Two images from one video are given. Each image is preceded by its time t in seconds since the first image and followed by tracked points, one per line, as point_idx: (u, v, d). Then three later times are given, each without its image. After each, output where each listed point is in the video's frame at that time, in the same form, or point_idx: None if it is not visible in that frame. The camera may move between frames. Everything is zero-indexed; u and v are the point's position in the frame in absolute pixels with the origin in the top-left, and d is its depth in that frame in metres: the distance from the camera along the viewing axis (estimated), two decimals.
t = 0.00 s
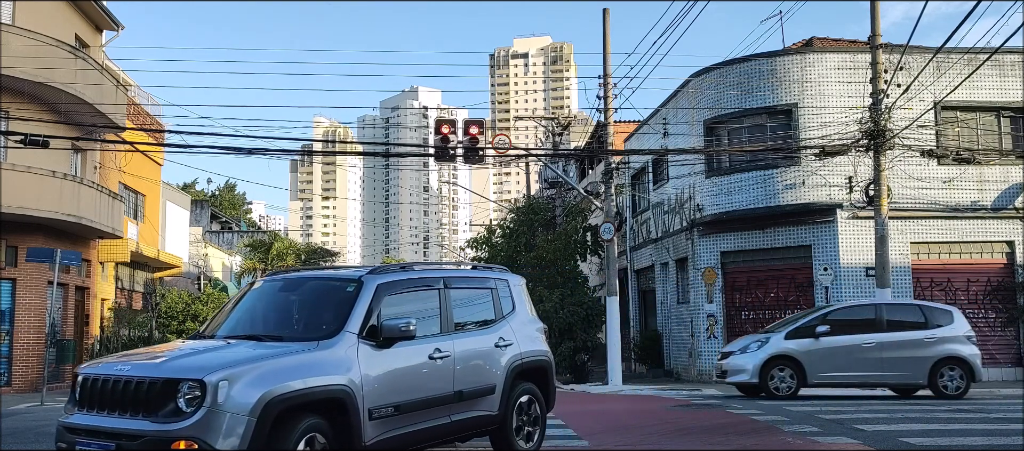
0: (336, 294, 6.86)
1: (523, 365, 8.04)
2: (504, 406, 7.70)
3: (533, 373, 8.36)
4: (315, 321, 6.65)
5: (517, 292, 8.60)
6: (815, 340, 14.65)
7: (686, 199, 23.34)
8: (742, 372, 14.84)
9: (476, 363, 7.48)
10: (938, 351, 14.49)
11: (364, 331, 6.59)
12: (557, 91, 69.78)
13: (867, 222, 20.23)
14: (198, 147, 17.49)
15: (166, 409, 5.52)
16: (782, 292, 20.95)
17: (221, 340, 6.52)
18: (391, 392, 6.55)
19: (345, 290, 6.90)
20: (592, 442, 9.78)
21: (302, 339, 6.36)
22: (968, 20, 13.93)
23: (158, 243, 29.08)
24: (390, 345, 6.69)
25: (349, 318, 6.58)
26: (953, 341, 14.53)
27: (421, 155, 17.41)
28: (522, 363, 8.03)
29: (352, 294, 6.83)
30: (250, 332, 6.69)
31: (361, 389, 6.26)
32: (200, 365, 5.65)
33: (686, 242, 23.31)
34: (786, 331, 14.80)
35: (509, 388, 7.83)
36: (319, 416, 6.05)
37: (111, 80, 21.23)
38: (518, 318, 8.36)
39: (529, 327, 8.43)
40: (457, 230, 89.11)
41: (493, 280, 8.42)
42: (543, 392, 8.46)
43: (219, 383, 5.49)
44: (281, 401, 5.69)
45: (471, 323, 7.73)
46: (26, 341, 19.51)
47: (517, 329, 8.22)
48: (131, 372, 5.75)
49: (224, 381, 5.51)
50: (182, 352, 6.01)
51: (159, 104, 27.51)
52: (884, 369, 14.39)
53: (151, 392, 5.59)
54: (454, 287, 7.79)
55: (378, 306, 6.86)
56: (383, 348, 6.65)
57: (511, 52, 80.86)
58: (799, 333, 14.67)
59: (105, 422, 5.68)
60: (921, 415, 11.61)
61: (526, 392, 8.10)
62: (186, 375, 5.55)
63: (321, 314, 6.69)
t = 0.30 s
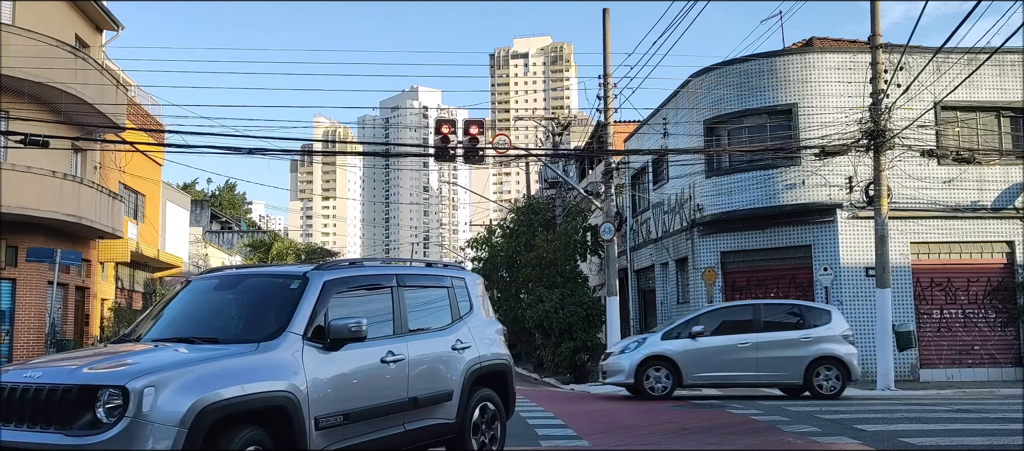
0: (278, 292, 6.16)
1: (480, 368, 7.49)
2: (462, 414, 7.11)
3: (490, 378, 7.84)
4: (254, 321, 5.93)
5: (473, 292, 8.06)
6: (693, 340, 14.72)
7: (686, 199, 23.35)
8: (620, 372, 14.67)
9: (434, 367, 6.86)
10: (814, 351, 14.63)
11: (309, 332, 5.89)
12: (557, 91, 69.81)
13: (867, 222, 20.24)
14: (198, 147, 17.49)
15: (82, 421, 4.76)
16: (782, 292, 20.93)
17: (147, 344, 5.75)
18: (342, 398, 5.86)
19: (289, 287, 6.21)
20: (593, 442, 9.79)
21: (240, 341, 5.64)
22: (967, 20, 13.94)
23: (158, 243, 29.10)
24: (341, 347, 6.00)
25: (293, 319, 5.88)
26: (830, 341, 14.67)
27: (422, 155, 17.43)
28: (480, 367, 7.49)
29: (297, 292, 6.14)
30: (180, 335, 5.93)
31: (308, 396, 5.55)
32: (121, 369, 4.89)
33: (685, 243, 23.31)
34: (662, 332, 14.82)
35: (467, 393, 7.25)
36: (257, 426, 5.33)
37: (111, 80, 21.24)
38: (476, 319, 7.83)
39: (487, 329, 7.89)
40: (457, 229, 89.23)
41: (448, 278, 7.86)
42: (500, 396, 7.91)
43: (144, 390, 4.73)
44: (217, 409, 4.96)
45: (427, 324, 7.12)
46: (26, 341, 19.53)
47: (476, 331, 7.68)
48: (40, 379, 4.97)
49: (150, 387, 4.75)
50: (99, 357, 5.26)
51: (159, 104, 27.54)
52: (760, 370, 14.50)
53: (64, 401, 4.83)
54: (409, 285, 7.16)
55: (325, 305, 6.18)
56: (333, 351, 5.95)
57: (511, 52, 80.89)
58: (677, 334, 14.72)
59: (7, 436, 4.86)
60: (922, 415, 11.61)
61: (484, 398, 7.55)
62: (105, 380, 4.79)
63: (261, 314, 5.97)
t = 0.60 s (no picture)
0: (218, 291, 5.54)
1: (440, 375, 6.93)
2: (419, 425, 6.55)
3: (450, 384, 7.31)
4: (190, 325, 5.31)
5: (432, 291, 7.49)
6: (564, 340, 14.91)
7: (686, 199, 23.34)
8: (491, 373, 14.77)
9: (391, 374, 6.28)
10: (684, 352, 14.81)
11: (256, 337, 5.29)
12: (557, 91, 69.80)
13: (867, 222, 20.24)
14: (198, 148, 17.49)
15: None
16: (782, 292, 20.93)
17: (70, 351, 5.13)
18: (290, 408, 5.26)
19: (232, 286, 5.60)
20: (593, 442, 9.79)
21: (176, 347, 5.02)
22: (968, 20, 13.94)
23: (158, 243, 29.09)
24: (291, 353, 5.40)
25: (235, 322, 5.27)
26: (702, 341, 14.88)
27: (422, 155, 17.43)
28: (440, 373, 6.93)
29: (240, 291, 5.53)
30: (108, 341, 5.31)
31: (253, 408, 4.95)
32: (42, 381, 4.33)
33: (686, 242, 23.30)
34: (534, 333, 14.96)
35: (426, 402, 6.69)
36: (200, 444, 4.73)
37: (111, 80, 21.25)
38: (434, 321, 7.26)
39: (446, 331, 7.34)
40: (457, 229, 89.27)
41: (406, 277, 7.26)
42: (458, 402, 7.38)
43: (63, 404, 4.17)
44: (149, 426, 4.36)
45: (385, 327, 6.53)
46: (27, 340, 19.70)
47: (435, 334, 7.12)
48: None
49: (70, 401, 4.19)
50: (23, 365, 4.71)
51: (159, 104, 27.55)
52: (629, 371, 14.68)
53: None
54: (364, 285, 6.56)
55: (273, 307, 5.58)
56: (281, 357, 5.34)
57: (511, 52, 80.89)
58: (548, 336, 14.90)
59: None
60: (921, 415, 11.61)
61: (444, 407, 7.01)
62: (22, 394, 4.23)
63: (199, 316, 5.37)
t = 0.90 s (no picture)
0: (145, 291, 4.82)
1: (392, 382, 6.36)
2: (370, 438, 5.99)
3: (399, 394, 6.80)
4: (112, 330, 4.57)
5: (382, 289, 6.90)
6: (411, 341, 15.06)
7: (686, 199, 23.34)
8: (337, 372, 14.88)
9: (342, 382, 5.69)
10: (533, 353, 15.13)
11: (191, 343, 4.61)
12: (557, 91, 69.82)
13: (867, 222, 20.24)
14: (198, 147, 17.49)
15: None
16: (782, 292, 20.94)
17: None
18: (231, 422, 4.64)
19: (162, 284, 4.88)
20: (593, 442, 9.79)
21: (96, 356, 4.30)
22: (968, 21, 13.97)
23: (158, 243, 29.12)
24: (232, 361, 4.75)
25: (169, 325, 4.58)
26: (549, 342, 15.19)
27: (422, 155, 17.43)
28: (392, 381, 6.37)
29: (172, 290, 4.83)
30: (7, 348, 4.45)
31: (187, 424, 4.30)
32: None
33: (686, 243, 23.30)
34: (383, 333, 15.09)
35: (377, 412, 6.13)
36: None
37: (111, 80, 21.25)
38: (384, 323, 6.68)
39: (396, 333, 6.77)
40: (457, 229, 89.37)
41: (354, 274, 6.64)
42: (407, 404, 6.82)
43: None
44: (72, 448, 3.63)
45: (332, 330, 5.92)
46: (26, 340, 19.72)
47: (385, 338, 6.54)
48: None
49: None
50: None
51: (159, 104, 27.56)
52: (480, 371, 14.90)
53: None
54: (310, 283, 5.91)
55: (212, 308, 4.88)
56: (220, 365, 4.69)
57: (511, 52, 80.89)
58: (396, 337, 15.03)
59: None
60: (921, 415, 11.61)
61: (394, 417, 6.49)
62: None
63: (122, 320, 4.63)
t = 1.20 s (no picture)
0: (73, 290, 4.30)
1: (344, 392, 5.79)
2: None
3: (356, 401, 6.27)
4: (34, 331, 4.04)
5: (336, 288, 6.37)
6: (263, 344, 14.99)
7: (686, 199, 23.33)
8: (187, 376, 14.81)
9: (295, 389, 5.20)
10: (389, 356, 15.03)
11: (126, 347, 4.11)
12: (558, 91, 69.80)
13: (867, 222, 20.25)
14: (198, 147, 17.48)
15: None
16: (782, 292, 20.95)
17: None
18: (171, 436, 4.14)
19: (92, 281, 4.37)
20: (593, 442, 9.79)
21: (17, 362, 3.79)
22: (968, 20, 13.98)
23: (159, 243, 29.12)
24: (172, 366, 4.25)
25: (98, 326, 4.07)
26: (408, 347, 15.12)
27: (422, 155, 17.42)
28: (345, 389, 5.82)
29: (103, 287, 4.31)
30: None
31: (121, 438, 3.80)
32: None
33: (686, 243, 23.29)
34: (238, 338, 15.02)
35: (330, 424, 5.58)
36: None
37: (111, 80, 21.26)
38: (338, 326, 6.12)
39: (349, 336, 6.20)
40: (457, 229, 89.41)
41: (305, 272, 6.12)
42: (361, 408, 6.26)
43: None
44: None
45: (281, 331, 5.41)
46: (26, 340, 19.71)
47: (339, 341, 6.01)
48: None
49: None
50: None
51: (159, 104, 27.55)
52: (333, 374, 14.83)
53: None
54: (258, 281, 5.39)
55: (148, 309, 4.39)
56: (159, 371, 4.19)
57: (511, 52, 80.87)
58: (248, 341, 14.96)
59: None
60: (921, 415, 11.61)
61: (351, 427, 5.96)
62: None
63: (42, 321, 4.11)
